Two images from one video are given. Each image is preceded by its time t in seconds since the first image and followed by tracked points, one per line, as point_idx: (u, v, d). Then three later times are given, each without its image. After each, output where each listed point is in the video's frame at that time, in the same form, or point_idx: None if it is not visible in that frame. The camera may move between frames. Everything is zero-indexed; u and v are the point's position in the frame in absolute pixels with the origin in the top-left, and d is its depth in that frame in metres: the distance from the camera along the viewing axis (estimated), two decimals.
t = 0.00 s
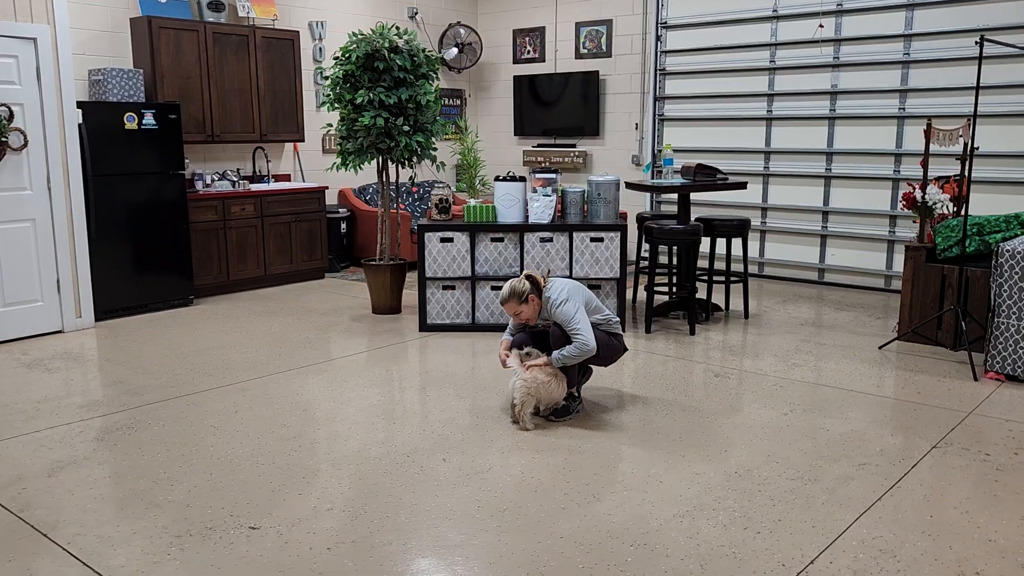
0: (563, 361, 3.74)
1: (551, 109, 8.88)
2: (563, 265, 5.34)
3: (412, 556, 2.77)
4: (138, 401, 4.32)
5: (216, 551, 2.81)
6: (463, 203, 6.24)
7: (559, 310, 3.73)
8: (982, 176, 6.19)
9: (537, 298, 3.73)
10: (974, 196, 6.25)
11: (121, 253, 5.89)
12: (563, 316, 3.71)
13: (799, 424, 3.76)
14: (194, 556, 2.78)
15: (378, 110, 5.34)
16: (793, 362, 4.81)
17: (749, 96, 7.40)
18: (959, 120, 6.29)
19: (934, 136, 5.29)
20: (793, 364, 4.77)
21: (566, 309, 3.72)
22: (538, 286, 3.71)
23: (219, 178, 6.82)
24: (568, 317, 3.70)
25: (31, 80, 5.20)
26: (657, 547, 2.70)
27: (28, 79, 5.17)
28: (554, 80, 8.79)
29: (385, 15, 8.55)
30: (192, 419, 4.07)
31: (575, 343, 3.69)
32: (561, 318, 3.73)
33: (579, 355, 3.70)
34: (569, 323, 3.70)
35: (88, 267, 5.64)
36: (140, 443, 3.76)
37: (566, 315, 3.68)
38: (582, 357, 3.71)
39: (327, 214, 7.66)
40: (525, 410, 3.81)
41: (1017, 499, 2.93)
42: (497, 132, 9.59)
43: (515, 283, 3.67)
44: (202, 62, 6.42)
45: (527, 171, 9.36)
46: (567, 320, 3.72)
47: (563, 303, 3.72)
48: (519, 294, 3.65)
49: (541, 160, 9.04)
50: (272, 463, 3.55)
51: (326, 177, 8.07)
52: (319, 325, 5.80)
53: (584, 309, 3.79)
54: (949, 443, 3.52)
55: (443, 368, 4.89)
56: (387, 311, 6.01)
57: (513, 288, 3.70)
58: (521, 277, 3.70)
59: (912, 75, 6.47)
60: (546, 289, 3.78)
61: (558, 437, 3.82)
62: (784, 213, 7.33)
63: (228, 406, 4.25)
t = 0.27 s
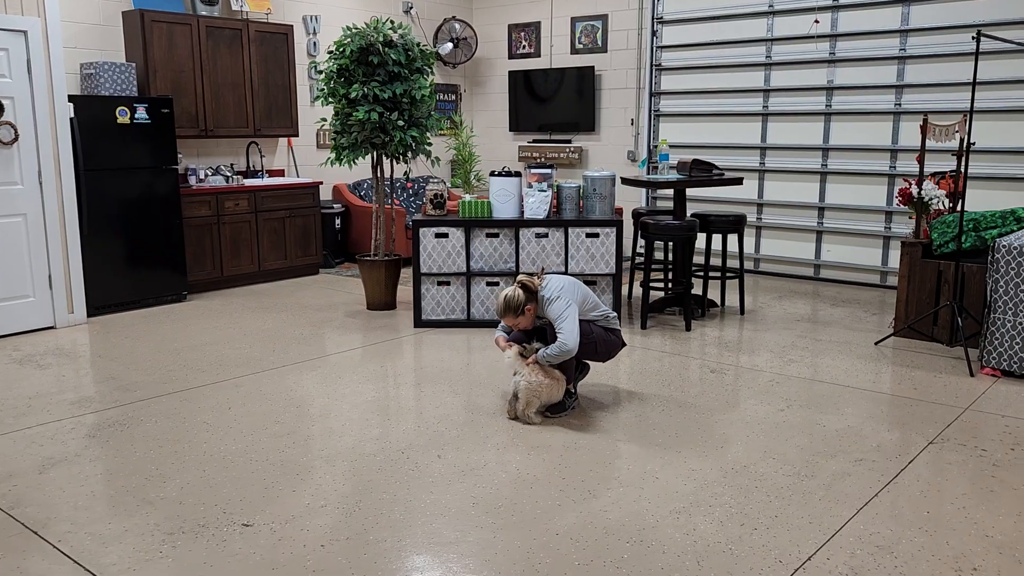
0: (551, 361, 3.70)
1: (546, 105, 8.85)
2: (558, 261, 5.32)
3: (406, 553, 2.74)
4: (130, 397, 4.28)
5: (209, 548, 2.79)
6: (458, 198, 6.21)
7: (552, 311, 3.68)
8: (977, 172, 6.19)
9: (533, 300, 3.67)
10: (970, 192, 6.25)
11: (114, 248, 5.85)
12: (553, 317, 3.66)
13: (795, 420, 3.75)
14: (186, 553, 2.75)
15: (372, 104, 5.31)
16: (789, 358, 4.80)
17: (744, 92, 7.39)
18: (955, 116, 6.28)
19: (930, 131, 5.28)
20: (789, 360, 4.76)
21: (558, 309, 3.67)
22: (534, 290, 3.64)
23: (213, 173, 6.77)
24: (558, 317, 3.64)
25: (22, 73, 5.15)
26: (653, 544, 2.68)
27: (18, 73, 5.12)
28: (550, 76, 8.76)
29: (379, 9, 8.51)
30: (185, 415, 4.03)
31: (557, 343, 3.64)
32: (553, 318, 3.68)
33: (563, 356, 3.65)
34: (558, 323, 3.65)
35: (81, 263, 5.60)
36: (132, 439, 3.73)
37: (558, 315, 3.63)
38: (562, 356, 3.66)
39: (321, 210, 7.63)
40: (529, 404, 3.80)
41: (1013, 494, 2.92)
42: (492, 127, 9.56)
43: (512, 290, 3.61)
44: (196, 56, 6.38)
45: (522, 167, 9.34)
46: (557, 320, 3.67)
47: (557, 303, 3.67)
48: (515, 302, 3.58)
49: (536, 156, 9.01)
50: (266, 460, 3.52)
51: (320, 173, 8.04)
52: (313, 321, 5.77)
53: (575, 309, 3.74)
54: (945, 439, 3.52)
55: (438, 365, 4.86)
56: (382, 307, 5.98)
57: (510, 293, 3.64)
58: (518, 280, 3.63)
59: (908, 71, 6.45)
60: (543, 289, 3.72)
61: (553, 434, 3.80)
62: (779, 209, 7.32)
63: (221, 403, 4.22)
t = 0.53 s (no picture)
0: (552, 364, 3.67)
1: (538, 101, 8.81)
2: (554, 257, 5.29)
3: (408, 554, 2.70)
4: (122, 397, 4.21)
5: (206, 551, 2.73)
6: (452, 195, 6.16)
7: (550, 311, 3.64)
8: (972, 167, 6.20)
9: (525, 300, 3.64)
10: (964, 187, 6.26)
11: (103, 245, 5.76)
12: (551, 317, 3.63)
13: (796, 417, 3.74)
14: (183, 556, 2.70)
15: (365, 100, 5.25)
16: (787, 354, 4.79)
17: (738, 87, 7.38)
18: (949, 111, 6.29)
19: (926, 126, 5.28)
20: (787, 356, 4.75)
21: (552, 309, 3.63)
22: (524, 289, 3.62)
23: (203, 169, 6.69)
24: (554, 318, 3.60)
25: (8, 67, 5.05)
26: (659, 543, 2.65)
27: (5, 68, 5.04)
28: (542, 71, 8.72)
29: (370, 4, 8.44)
30: (179, 415, 3.97)
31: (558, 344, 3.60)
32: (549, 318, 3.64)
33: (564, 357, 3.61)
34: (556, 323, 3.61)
35: (69, 260, 5.51)
36: (125, 440, 3.66)
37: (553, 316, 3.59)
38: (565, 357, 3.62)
39: (313, 206, 7.56)
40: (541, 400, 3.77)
41: (1017, 491, 2.91)
42: (484, 123, 9.51)
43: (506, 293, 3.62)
44: (185, 50, 6.29)
45: (515, 163, 9.29)
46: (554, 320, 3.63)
47: (552, 302, 3.63)
48: (509, 305, 3.60)
49: (529, 152, 8.96)
50: (263, 461, 3.47)
51: (311, 169, 7.96)
52: (306, 319, 5.71)
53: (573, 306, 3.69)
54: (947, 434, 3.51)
55: (434, 362, 4.82)
56: (376, 304, 5.93)
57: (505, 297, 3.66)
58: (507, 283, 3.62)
59: (902, 66, 6.46)
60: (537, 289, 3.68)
61: (553, 432, 3.76)
62: (774, 205, 7.31)
63: (216, 402, 4.16)
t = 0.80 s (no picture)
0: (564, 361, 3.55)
1: (528, 97, 8.79)
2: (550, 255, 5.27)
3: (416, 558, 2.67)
4: (116, 401, 4.15)
5: (211, 559, 2.69)
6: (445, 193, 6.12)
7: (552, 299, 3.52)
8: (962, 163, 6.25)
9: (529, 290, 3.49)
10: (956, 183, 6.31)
11: (92, 246, 5.68)
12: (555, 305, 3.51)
13: (797, 414, 3.75)
14: (187, 564, 2.66)
15: (358, 97, 5.20)
16: (784, 351, 4.80)
17: (730, 83, 7.39)
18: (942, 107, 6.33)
19: (919, 122, 5.31)
20: (784, 353, 4.77)
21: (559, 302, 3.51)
22: (528, 280, 3.45)
23: (192, 168, 6.61)
24: (564, 314, 3.49)
25: None
26: (668, 544, 2.65)
27: None
28: (531, 68, 8.70)
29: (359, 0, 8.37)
30: (175, 419, 3.92)
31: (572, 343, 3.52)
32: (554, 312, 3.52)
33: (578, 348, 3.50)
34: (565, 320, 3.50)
35: (57, 262, 5.43)
36: (121, 445, 3.61)
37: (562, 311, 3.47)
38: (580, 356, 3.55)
39: (304, 205, 7.49)
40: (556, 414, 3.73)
41: (1021, 487, 2.93)
42: (474, 120, 9.47)
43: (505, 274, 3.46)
44: (173, 48, 6.21)
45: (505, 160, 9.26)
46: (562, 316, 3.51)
47: (556, 294, 3.50)
48: (512, 288, 3.41)
49: (519, 149, 8.93)
50: (263, 465, 3.43)
51: (301, 167, 7.89)
52: (300, 320, 5.66)
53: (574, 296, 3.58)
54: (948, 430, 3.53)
55: (431, 362, 4.79)
56: (369, 304, 5.88)
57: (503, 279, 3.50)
58: (509, 273, 3.43)
59: (894, 61, 6.49)
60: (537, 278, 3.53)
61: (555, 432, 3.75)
62: (766, 201, 7.33)
63: (212, 405, 4.11)
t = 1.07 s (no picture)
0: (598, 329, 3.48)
1: (517, 95, 8.78)
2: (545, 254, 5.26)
3: (422, 563, 2.65)
4: (110, 406, 4.10)
5: (213, 567, 2.66)
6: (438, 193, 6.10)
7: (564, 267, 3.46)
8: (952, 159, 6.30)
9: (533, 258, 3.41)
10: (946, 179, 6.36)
11: (80, 249, 5.60)
12: (571, 273, 3.46)
13: (796, 412, 3.76)
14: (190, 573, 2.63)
15: (349, 97, 5.16)
16: (780, 348, 4.82)
17: (721, 80, 7.40)
18: (932, 103, 6.37)
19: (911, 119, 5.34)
20: (779, 350, 4.78)
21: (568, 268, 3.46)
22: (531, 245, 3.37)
23: (181, 170, 6.54)
24: (581, 278, 3.46)
25: None
26: (675, 546, 2.64)
27: None
28: (520, 66, 8.70)
29: None
30: (170, 425, 3.88)
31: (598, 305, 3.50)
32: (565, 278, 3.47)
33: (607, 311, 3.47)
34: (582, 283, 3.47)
35: (45, 265, 5.35)
36: (116, 452, 3.56)
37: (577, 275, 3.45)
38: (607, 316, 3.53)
39: (294, 205, 7.44)
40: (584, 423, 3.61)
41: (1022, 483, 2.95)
42: (463, 119, 9.44)
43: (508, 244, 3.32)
44: (161, 48, 6.14)
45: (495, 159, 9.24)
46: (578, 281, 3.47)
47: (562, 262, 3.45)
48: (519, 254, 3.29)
49: (509, 147, 8.91)
50: (262, 470, 3.39)
51: (290, 167, 7.83)
52: (293, 322, 5.61)
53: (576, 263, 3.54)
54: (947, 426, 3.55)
55: (427, 364, 4.77)
56: (363, 305, 5.84)
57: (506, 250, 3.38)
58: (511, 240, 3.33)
59: (883, 58, 6.53)
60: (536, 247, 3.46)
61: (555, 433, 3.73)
62: (757, 197, 7.36)
63: (207, 410, 4.06)
